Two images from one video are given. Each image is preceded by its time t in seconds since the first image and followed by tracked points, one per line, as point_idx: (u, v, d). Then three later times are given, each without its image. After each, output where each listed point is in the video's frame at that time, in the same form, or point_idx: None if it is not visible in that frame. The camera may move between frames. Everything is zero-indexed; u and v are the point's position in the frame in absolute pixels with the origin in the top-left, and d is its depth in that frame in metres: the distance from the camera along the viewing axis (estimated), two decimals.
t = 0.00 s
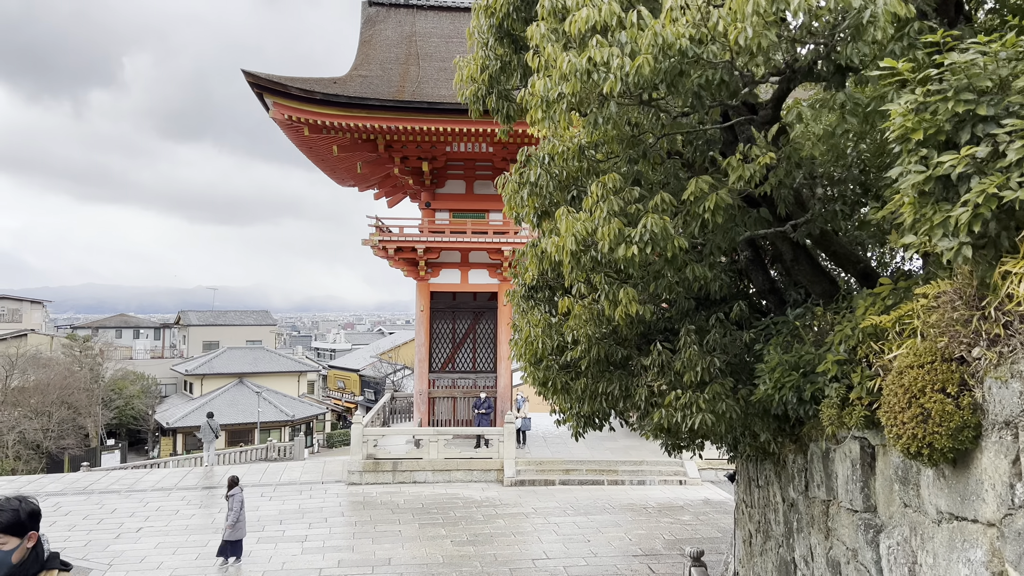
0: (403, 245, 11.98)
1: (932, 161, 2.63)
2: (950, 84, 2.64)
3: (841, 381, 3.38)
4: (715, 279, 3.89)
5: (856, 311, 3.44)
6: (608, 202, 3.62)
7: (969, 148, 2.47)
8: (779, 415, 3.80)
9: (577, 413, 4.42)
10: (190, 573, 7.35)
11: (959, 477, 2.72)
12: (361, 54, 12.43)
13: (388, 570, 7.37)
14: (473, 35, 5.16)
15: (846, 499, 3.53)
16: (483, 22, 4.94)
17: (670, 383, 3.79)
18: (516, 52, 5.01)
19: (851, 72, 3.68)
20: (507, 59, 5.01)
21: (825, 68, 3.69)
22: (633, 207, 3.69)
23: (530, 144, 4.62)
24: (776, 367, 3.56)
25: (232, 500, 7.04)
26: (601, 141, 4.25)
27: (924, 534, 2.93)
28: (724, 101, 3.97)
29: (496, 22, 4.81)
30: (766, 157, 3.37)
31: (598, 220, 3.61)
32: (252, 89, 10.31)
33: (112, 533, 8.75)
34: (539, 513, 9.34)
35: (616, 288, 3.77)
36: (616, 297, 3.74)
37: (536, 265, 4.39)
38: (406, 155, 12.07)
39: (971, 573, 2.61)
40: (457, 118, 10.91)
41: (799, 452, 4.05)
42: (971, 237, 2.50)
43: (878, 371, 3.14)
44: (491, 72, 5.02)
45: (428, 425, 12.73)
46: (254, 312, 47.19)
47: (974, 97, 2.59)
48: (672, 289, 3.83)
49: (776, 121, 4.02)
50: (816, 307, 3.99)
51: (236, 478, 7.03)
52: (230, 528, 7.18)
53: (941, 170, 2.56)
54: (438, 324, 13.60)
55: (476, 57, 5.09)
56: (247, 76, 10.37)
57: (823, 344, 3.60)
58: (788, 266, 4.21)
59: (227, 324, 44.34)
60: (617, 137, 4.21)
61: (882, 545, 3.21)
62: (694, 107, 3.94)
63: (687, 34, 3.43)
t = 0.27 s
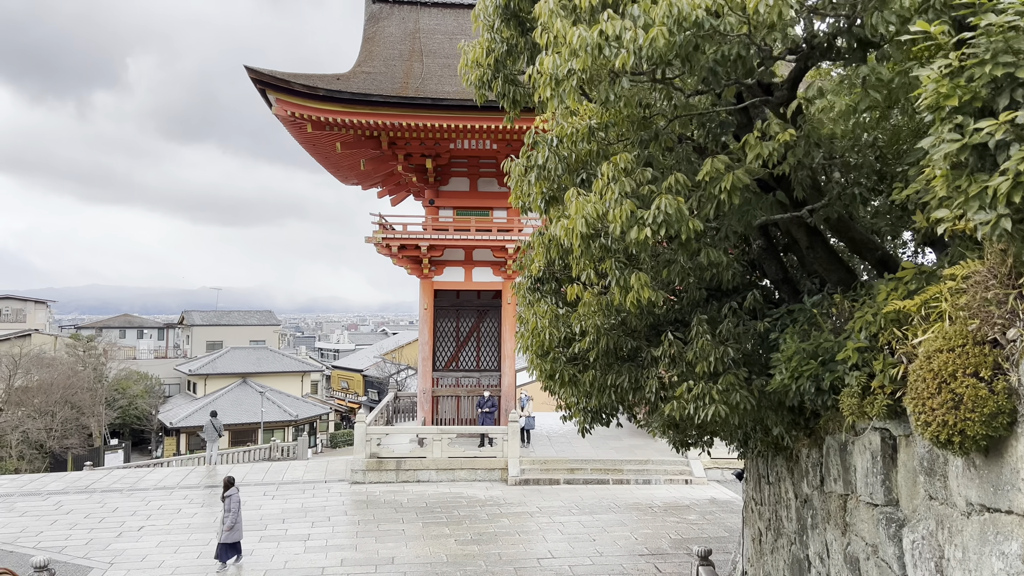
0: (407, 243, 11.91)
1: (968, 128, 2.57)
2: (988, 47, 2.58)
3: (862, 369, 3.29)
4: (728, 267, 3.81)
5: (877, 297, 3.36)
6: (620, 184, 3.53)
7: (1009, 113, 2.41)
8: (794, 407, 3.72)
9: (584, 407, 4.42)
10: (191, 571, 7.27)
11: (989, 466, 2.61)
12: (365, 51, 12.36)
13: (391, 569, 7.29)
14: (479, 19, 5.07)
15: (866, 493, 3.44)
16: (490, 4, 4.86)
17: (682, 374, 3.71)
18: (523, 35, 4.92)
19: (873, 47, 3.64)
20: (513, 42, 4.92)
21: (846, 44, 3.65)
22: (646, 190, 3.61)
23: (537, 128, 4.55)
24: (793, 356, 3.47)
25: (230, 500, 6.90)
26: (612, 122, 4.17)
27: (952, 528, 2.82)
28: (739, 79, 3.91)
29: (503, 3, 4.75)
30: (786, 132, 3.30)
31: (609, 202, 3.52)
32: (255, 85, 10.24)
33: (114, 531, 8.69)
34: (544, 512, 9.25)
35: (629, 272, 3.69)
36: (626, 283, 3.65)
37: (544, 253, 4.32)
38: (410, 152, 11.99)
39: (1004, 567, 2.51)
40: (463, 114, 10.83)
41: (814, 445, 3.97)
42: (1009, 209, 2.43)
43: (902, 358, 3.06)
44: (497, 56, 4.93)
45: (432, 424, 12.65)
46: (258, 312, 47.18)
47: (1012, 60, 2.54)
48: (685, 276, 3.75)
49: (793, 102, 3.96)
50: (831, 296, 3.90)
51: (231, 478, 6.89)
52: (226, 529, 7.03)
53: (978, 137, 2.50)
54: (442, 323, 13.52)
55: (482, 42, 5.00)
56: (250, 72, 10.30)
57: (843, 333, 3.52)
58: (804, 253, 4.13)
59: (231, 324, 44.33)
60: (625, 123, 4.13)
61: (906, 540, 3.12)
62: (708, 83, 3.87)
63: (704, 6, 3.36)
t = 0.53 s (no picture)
0: (411, 242, 11.83)
1: (1007, 104, 2.46)
2: None
3: (882, 365, 3.19)
4: (740, 262, 3.71)
5: (898, 290, 3.27)
6: (631, 171, 3.44)
7: None
8: (809, 404, 3.63)
9: (591, 406, 4.37)
10: (192, 573, 7.19)
11: (1022, 466, 2.49)
12: (368, 49, 12.28)
13: (394, 570, 7.21)
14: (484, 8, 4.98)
15: (885, 494, 3.34)
16: None
17: (693, 371, 3.62)
18: (528, 22, 4.82)
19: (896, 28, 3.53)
20: (519, 30, 4.83)
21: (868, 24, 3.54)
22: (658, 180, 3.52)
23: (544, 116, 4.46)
24: (810, 352, 3.38)
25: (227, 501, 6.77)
26: (621, 107, 4.08)
27: (981, 530, 2.70)
28: (752, 63, 3.82)
29: None
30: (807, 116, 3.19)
31: (619, 190, 3.42)
32: (257, 83, 10.17)
33: (115, 532, 8.62)
34: (548, 513, 9.16)
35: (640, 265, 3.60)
36: (637, 275, 3.56)
37: (552, 245, 4.24)
38: (413, 151, 11.90)
39: None
40: (467, 111, 10.74)
41: (828, 445, 3.89)
42: None
43: (925, 353, 2.95)
44: (502, 44, 4.83)
45: (435, 424, 12.56)
46: (261, 313, 47.16)
47: None
48: (698, 270, 3.66)
49: (807, 89, 3.87)
50: (846, 292, 3.81)
51: (228, 479, 6.76)
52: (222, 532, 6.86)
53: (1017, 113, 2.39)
54: (446, 323, 13.44)
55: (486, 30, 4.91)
56: (252, 70, 10.23)
57: (861, 328, 3.42)
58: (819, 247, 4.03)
59: (235, 325, 44.32)
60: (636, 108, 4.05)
61: (929, 543, 3.01)
62: (722, 66, 3.78)
63: None
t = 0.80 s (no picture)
0: (414, 240, 11.75)
1: None
2: None
3: (904, 362, 3.09)
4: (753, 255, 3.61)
5: (920, 282, 3.16)
6: (642, 158, 3.33)
7: None
8: (825, 402, 3.52)
9: (597, 406, 4.32)
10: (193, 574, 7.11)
11: None
12: (372, 46, 12.20)
13: (397, 572, 7.11)
14: None
15: (907, 497, 3.24)
16: None
17: (704, 368, 3.52)
18: (534, 8, 4.70)
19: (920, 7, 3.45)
20: (524, 16, 4.71)
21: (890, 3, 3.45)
22: (670, 169, 3.42)
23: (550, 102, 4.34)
24: (828, 348, 3.27)
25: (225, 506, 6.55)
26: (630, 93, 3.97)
27: (1010, 536, 2.57)
28: (768, 47, 3.72)
29: None
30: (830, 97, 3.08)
31: (630, 179, 3.32)
32: (260, 80, 10.09)
33: (115, 532, 8.55)
34: (553, 514, 9.06)
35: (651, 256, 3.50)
36: (647, 268, 3.46)
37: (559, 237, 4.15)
38: (417, 148, 11.81)
39: None
40: (471, 108, 10.65)
41: (843, 445, 3.79)
42: None
43: (951, 349, 2.84)
44: (507, 30, 4.72)
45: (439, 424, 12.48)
46: (265, 313, 47.14)
47: None
48: (711, 262, 3.56)
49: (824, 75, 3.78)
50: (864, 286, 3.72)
51: (226, 484, 6.57)
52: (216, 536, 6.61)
53: None
54: (450, 322, 13.35)
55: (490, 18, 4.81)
56: (254, 67, 10.15)
57: (881, 323, 3.31)
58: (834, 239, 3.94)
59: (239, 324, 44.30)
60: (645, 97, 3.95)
61: (954, 549, 2.90)
62: (738, 48, 3.68)
63: None
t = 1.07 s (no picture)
0: (419, 239, 11.66)
1: None
2: None
3: (934, 362, 2.98)
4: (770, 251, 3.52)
5: (949, 279, 3.06)
6: (658, 148, 3.23)
7: None
8: (846, 403, 3.43)
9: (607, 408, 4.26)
10: None
11: None
12: (376, 44, 12.12)
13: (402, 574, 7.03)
14: None
15: (934, 503, 3.13)
16: None
17: (721, 368, 3.42)
18: None
19: None
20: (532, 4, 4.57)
21: None
22: (688, 161, 3.33)
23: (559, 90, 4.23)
24: (852, 348, 3.18)
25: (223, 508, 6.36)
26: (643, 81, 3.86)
27: None
28: (787, 31, 3.63)
29: None
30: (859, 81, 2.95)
31: (644, 170, 3.22)
32: (263, 77, 10.02)
33: (117, 533, 8.46)
34: (559, 516, 8.96)
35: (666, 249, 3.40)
36: (663, 263, 3.36)
37: (568, 233, 4.05)
38: (421, 147, 11.72)
39: None
40: (476, 106, 10.55)
41: (864, 448, 3.70)
42: None
43: (985, 348, 2.73)
44: (514, 18, 4.58)
45: (444, 424, 12.40)
46: (270, 312, 47.13)
47: None
48: (729, 257, 3.46)
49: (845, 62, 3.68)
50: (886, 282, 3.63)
51: (223, 486, 6.37)
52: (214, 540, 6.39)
53: None
54: (455, 321, 13.28)
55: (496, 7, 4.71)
56: (258, 64, 10.08)
57: (908, 321, 3.21)
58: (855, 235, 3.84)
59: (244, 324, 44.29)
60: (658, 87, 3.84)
61: (987, 558, 2.79)
62: (757, 33, 3.58)
63: None
